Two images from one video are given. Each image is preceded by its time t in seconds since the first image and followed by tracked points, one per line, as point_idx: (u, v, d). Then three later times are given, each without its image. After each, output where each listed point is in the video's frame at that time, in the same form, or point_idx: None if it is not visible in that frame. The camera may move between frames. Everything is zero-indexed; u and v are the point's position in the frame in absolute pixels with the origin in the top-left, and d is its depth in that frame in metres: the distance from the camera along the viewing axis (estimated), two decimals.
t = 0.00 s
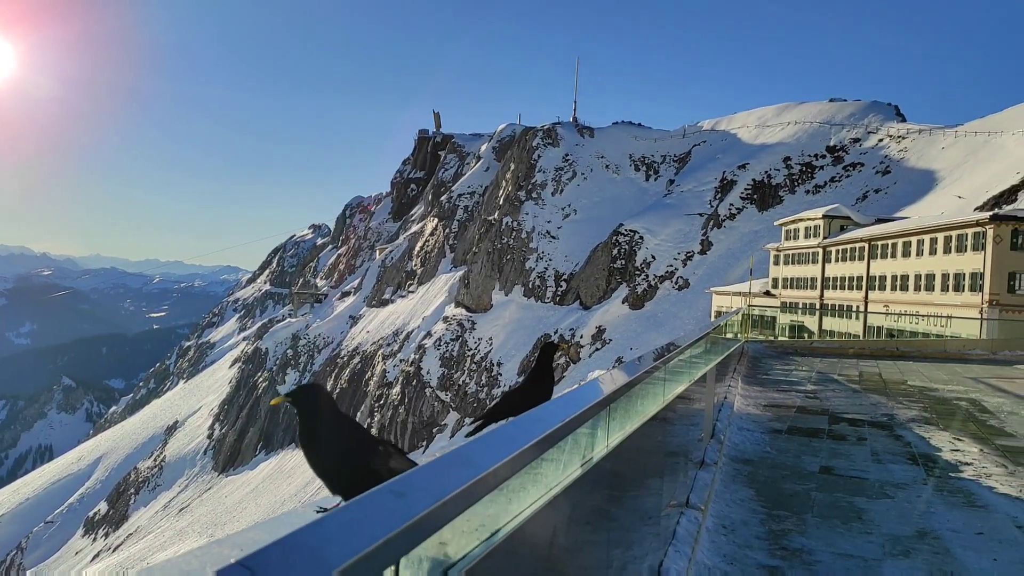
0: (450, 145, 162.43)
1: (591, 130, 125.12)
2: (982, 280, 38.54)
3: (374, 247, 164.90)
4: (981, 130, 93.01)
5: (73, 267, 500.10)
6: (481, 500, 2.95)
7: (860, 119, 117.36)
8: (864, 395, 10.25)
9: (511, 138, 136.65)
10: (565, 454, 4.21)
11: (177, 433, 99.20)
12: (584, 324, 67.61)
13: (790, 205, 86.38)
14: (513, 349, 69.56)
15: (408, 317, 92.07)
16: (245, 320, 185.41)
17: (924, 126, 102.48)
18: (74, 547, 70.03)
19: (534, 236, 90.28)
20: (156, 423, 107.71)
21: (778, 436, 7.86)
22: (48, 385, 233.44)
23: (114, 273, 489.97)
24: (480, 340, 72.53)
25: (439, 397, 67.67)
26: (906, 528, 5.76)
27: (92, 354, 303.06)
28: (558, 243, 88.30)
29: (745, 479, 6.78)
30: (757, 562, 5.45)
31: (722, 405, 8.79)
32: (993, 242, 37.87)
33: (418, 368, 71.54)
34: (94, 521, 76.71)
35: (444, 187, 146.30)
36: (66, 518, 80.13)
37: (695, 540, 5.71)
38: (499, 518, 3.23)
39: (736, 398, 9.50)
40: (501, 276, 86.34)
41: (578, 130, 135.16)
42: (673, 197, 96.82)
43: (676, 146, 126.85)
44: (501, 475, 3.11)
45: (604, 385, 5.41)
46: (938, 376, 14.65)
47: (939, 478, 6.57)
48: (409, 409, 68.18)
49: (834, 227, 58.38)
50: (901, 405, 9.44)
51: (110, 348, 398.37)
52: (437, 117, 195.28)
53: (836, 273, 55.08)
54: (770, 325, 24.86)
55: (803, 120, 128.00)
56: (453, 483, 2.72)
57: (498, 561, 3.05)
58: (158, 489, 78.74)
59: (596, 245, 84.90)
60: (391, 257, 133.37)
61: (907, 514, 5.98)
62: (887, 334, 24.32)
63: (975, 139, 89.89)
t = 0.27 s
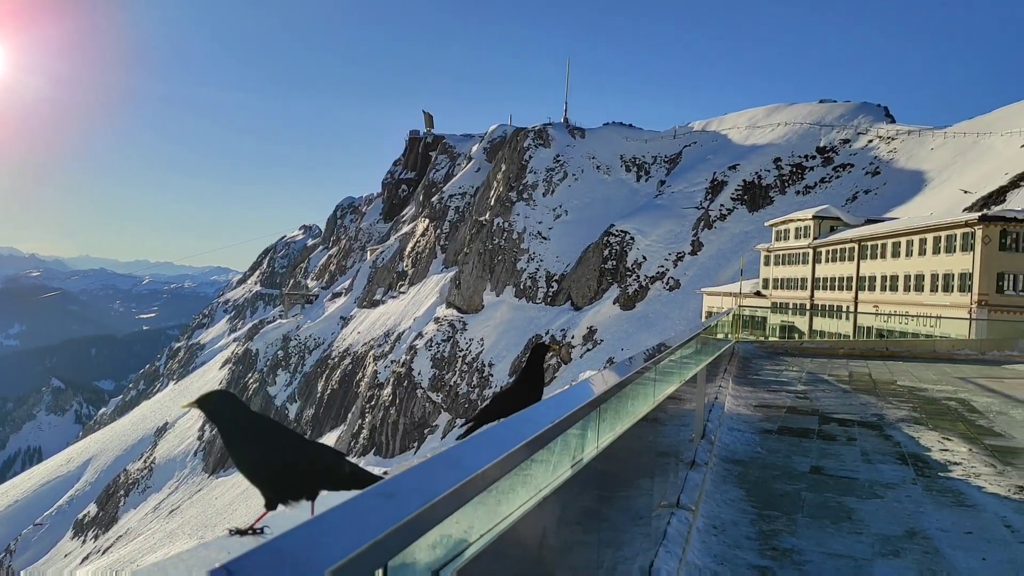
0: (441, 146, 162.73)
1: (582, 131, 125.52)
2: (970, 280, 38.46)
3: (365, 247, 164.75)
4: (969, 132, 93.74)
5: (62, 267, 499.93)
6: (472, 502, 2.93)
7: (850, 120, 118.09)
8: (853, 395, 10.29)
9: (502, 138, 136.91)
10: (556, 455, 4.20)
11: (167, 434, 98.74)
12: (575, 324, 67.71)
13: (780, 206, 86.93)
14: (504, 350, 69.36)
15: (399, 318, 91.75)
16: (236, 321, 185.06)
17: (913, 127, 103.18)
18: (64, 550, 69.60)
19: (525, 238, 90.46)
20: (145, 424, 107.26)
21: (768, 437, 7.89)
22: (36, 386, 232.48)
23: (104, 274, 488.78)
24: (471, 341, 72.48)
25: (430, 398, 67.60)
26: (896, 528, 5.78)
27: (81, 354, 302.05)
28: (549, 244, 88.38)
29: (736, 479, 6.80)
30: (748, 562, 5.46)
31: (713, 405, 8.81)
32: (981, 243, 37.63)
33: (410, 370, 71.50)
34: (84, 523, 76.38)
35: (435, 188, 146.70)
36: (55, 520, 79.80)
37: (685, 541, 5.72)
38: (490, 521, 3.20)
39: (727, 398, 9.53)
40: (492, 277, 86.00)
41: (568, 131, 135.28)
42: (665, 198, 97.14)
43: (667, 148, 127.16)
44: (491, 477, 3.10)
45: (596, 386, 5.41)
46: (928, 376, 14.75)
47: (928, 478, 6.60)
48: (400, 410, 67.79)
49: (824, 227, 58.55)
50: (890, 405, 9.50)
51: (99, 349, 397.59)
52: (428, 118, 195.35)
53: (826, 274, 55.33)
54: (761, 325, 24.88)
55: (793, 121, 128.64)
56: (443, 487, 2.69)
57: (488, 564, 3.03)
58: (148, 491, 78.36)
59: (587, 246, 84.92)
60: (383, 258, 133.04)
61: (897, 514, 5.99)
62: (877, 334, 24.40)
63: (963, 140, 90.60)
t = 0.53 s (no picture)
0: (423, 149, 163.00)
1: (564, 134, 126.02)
2: (949, 284, 39.04)
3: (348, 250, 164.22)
4: (948, 136, 94.93)
5: (41, 270, 498.74)
6: (452, 507, 2.91)
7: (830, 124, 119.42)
8: (834, 397, 10.34)
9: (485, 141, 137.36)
10: (537, 458, 4.19)
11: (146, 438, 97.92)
12: (558, 328, 67.60)
13: (761, 210, 87.96)
14: (487, 352, 69.38)
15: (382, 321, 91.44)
16: (217, 324, 184.12)
17: (892, 132, 104.53)
18: (41, 555, 68.98)
19: (508, 240, 89.36)
20: (124, 427, 106.37)
21: (750, 439, 7.91)
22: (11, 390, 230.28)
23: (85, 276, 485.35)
24: (454, 344, 71.86)
25: (413, 401, 66.39)
26: (875, 529, 5.82)
27: (57, 357, 298.62)
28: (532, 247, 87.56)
29: (717, 482, 6.81)
30: (729, 564, 5.47)
31: (695, 408, 8.81)
32: (960, 246, 38.56)
33: (392, 372, 70.38)
34: (62, 528, 75.90)
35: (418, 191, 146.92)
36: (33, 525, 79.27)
37: (667, 543, 5.73)
38: (470, 525, 3.17)
39: (709, 401, 9.54)
40: (475, 280, 84.61)
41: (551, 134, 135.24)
42: (647, 201, 97.69)
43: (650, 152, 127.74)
44: (471, 482, 3.07)
45: (578, 389, 5.39)
46: (907, 378, 14.87)
47: (908, 480, 6.64)
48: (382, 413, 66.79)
49: (805, 231, 59.34)
50: (871, 407, 9.56)
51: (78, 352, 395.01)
52: (411, 120, 195.14)
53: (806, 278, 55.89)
54: (742, 328, 24.58)
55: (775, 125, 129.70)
56: (422, 491, 2.65)
57: (466, 567, 3.02)
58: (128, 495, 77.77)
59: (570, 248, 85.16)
60: (365, 260, 130.90)
61: (878, 516, 6.03)
62: (857, 337, 25.71)
63: (943, 144, 91.73)
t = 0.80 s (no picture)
0: (405, 152, 162.97)
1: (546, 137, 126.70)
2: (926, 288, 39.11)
3: (328, 253, 163.44)
4: (924, 142, 96.41)
5: (17, 274, 495.84)
6: (428, 516, 2.88)
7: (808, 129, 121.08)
8: (811, 401, 10.42)
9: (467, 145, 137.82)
10: (515, 464, 4.17)
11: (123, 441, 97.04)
12: (538, 331, 67.64)
13: (741, 215, 89.17)
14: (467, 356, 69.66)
15: (362, 324, 91.00)
16: (195, 327, 182.67)
17: (870, 137, 106.26)
18: (15, 562, 68.07)
19: (489, 244, 90.11)
20: (100, 431, 105.16)
21: (729, 443, 7.94)
22: None
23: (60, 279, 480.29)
24: (434, 347, 70.98)
25: (392, 405, 66.35)
26: (851, 532, 5.86)
27: (30, 361, 294.37)
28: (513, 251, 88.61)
29: (696, 485, 6.84)
30: (707, 567, 5.49)
31: (674, 411, 8.84)
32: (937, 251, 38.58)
33: (372, 375, 70.11)
34: (37, 534, 74.92)
35: (399, 194, 147.11)
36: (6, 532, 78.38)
37: (646, 548, 5.73)
38: (446, 531, 3.14)
39: (688, 405, 9.57)
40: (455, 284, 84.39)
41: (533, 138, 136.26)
42: (628, 206, 98.40)
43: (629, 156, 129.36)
44: (448, 489, 3.05)
45: (558, 393, 5.38)
46: (884, 381, 15.03)
47: (883, 483, 6.69)
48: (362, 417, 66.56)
49: (782, 235, 60.70)
50: (848, 410, 9.62)
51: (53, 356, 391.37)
52: (392, 123, 194.80)
53: (784, 282, 57.10)
54: (722, 332, 25.19)
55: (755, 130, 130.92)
56: (398, 499, 2.61)
57: (444, 574, 2.99)
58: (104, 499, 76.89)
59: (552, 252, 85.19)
60: (345, 264, 131.32)
61: (855, 519, 6.06)
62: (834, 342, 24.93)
63: (919, 150, 93.12)
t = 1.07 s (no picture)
0: (385, 154, 162.83)
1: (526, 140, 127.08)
2: (902, 291, 40.00)
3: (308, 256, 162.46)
4: (901, 147, 97.74)
5: None
6: (405, 522, 2.86)
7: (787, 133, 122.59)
8: (790, 403, 10.50)
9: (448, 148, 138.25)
10: (493, 467, 4.14)
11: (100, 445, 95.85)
12: (518, 334, 67.46)
13: (719, 217, 89.90)
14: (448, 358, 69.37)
15: (342, 326, 90.35)
16: (173, 329, 180.80)
17: (847, 142, 107.76)
18: None
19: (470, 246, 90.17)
20: (76, 435, 103.79)
21: (708, 445, 7.97)
22: None
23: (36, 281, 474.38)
24: (415, 350, 71.51)
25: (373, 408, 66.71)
26: (828, 533, 5.90)
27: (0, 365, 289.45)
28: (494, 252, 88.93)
29: (675, 488, 6.86)
30: (686, 569, 5.51)
31: (654, 414, 8.85)
32: (912, 254, 39.31)
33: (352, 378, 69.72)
34: (11, 540, 73.74)
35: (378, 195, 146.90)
36: None
37: (625, 550, 5.73)
38: (422, 534, 3.11)
39: (668, 408, 9.59)
40: (436, 285, 84.97)
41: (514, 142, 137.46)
42: (609, 208, 99.09)
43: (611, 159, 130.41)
44: (426, 492, 3.03)
45: (538, 394, 5.38)
46: (862, 384, 15.15)
47: (860, 485, 6.74)
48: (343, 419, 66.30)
49: (763, 238, 59.78)
50: (826, 413, 9.70)
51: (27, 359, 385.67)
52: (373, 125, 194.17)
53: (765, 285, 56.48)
54: (702, 335, 26.02)
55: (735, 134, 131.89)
56: (372, 505, 2.57)
57: None
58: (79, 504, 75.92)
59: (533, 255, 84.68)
60: (324, 266, 129.61)
61: (832, 520, 6.10)
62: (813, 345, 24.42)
63: (896, 154, 94.38)
